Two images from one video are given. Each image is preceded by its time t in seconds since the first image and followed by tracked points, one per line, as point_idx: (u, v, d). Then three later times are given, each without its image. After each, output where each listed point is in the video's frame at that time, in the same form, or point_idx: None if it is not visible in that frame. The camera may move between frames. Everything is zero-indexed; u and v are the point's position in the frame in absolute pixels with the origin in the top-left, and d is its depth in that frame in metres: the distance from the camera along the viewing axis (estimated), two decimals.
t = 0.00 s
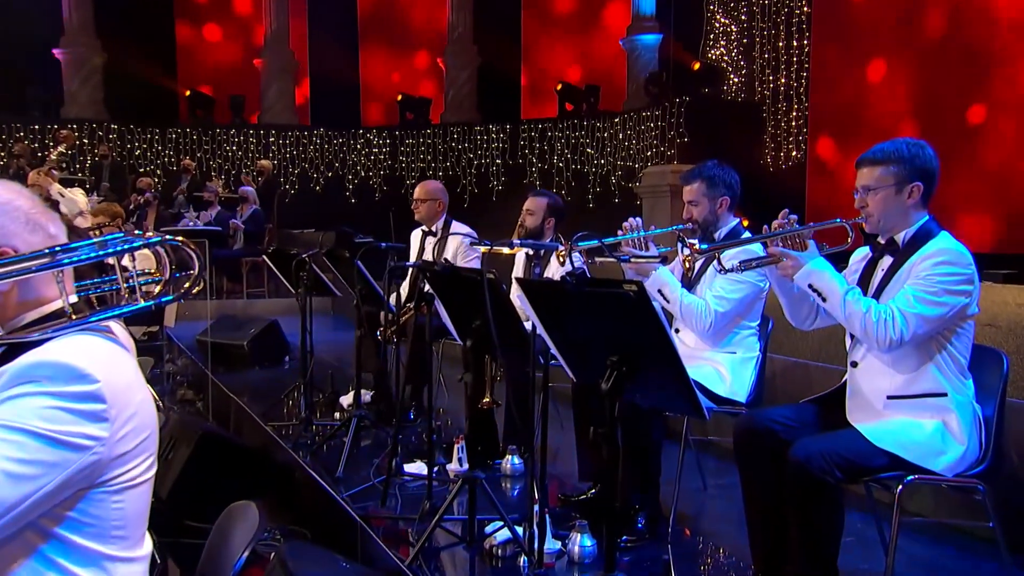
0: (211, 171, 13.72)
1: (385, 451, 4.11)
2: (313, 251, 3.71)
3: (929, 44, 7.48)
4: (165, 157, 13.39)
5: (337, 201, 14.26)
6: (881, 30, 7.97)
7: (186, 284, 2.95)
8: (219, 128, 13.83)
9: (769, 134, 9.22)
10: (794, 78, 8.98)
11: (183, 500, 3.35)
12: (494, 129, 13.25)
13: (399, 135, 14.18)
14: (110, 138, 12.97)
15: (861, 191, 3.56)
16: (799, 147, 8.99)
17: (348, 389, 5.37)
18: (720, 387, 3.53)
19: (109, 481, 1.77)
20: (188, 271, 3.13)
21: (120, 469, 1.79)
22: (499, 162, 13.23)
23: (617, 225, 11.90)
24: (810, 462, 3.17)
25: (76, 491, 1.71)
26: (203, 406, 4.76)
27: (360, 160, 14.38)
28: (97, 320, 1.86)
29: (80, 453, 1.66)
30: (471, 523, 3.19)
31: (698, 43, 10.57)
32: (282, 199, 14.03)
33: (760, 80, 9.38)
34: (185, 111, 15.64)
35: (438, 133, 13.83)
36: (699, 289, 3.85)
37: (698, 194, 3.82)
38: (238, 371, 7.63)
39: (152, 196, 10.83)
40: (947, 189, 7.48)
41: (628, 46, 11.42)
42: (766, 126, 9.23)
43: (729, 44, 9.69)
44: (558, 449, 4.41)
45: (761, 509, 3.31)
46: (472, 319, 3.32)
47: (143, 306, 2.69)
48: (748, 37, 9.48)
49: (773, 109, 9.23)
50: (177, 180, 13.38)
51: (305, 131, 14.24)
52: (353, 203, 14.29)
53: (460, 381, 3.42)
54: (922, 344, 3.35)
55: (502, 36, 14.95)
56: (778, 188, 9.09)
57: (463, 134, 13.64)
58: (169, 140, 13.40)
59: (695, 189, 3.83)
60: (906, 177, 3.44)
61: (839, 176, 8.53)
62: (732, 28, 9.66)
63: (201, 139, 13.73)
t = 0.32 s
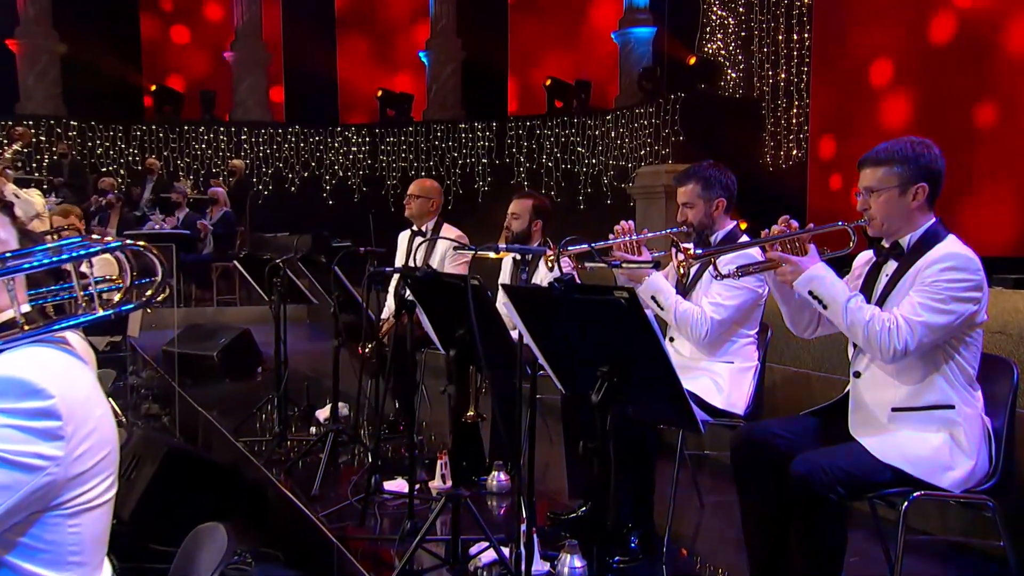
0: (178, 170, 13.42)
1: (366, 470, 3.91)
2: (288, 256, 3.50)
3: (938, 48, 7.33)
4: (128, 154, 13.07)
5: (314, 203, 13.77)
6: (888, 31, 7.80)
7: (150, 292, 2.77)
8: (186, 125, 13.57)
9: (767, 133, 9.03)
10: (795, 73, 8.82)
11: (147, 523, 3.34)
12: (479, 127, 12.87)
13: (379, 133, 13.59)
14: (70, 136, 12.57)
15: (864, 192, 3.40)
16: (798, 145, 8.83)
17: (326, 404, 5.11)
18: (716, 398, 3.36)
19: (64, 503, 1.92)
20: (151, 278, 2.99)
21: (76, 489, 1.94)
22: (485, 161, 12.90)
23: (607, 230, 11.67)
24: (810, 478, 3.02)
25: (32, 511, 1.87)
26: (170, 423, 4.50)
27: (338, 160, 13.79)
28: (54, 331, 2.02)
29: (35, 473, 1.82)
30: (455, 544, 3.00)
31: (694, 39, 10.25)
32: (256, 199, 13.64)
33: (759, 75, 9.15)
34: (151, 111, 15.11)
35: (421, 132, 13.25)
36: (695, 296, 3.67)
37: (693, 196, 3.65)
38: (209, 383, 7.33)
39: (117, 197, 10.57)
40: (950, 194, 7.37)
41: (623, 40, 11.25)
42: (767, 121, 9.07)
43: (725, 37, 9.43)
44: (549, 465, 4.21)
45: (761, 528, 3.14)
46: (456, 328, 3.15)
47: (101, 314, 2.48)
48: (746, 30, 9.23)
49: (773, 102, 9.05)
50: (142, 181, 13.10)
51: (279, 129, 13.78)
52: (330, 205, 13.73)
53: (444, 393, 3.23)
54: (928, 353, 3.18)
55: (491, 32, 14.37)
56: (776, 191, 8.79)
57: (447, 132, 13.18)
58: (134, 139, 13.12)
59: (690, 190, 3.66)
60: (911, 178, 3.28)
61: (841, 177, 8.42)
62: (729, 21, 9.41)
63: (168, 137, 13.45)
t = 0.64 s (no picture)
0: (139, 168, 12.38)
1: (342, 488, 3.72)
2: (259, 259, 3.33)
3: (943, 53, 7.25)
4: (88, 150, 12.23)
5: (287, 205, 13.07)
6: (892, 34, 7.69)
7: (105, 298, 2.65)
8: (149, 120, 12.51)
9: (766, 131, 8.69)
10: (794, 66, 8.59)
11: (101, 547, 2.78)
12: (462, 123, 12.03)
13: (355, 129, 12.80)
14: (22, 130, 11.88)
15: (865, 194, 3.24)
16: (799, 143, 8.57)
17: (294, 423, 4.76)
18: (711, 410, 3.20)
19: (12, 525, 1.96)
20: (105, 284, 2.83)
21: (24, 511, 1.98)
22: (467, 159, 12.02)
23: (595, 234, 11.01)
24: (809, 494, 2.87)
25: None
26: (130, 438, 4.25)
27: (312, 157, 13.09)
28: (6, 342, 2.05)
29: None
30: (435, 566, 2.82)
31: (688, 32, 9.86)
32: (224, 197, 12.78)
33: (757, 69, 8.78)
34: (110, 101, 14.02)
35: (399, 128, 12.41)
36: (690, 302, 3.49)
37: (686, 196, 3.49)
38: (171, 396, 7.04)
39: (73, 196, 9.82)
40: (959, 199, 7.28)
41: (615, 31, 10.86)
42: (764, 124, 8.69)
43: (721, 28, 8.91)
44: (533, 488, 3.95)
45: (756, 547, 3.00)
46: (437, 336, 2.98)
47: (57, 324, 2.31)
48: (743, 22, 8.83)
49: (771, 94, 8.68)
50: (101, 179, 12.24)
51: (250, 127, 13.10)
52: (304, 205, 13.00)
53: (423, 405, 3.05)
54: (935, 362, 3.02)
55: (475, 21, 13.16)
56: (773, 190, 8.50)
57: (429, 128, 12.30)
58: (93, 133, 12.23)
59: (683, 190, 3.49)
60: (916, 179, 3.11)
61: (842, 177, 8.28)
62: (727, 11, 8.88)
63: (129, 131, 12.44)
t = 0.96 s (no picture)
0: (93, 168, 11.33)
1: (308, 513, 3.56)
2: (222, 266, 3.18)
3: (943, 59, 7.17)
4: (36, 149, 11.20)
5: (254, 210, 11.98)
6: (891, 41, 7.59)
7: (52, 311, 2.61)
8: (104, 116, 11.36)
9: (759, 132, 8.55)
10: (788, 65, 8.46)
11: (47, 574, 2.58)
12: (438, 122, 11.25)
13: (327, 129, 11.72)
14: None
15: (860, 199, 3.07)
16: (795, 145, 8.46)
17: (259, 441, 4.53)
18: (701, 425, 3.04)
19: None
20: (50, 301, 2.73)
21: None
22: (445, 160, 11.29)
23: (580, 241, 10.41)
24: (803, 516, 2.72)
25: None
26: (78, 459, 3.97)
27: (279, 157, 11.92)
28: None
29: None
30: None
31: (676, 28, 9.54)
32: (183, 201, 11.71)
33: (749, 67, 8.67)
34: (59, 95, 13.13)
35: (374, 127, 11.48)
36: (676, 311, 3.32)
37: (674, 200, 3.32)
38: (128, 411, 6.73)
39: (20, 198, 9.48)
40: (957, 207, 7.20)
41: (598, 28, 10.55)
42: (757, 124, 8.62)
43: (712, 21, 8.87)
44: (513, 510, 3.78)
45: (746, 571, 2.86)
46: (411, 349, 2.84)
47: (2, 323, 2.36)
48: (735, 17, 8.77)
49: (765, 93, 8.58)
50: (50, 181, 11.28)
51: (210, 123, 11.78)
52: (270, 208, 11.94)
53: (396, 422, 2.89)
54: (934, 376, 2.87)
55: (454, 13, 12.23)
56: (765, 194, 8.35)
57: (404, 128, 11.46)
58: (42, 131, 11.21)
59: (671, 195, 3.33)
60: (913, 183, 2.96)
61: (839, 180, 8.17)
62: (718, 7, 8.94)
63: (81, 129, 11.31)
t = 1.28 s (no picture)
0: (42, 168, 10.89)
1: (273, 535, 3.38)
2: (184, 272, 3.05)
3: (944, 68, 6.97)
4: None
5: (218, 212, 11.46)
6: (890, 50, 7.37)
7: None
8: (54, 113, 10.94)
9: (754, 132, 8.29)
10: (783, 61, 8.24)
11: None
12: (415, 120, 10.82)
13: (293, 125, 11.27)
14: None
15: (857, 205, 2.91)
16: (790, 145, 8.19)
17: (220, 459, 4.31)
18: (690, 442, 2.90)
19: None
20: None
21: None
22: (422, 160, 10.83)
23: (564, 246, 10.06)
24: (794, 540, 2.58)
25: None
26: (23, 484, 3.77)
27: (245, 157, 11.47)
28: None
29: None
30: None
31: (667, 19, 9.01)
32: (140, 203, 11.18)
33: (744, 63, 8.52)
34: (5, 87, 12.53)
35: (345, 124, 11.09)
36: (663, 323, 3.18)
37: (662, 205, 3.17)
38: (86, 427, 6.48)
39: None
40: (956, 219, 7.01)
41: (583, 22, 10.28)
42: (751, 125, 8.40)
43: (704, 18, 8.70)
44: (491, 533, 3.62)
45: None
46: (383, 361, 2.70)
47: None
48: (727, 11, 8.61)
49: (761, 94, 8.37)
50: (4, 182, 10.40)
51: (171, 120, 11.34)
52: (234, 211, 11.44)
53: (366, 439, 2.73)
54: (933, 392, 2.73)
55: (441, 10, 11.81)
56: (759, 197, 8.16)
57: (378, 126, 11.02)
58: None
59: (658, 199, 3.18)
60: (912, 187, 2.81)
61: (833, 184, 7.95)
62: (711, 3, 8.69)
63: (29, 125, 10.85)
